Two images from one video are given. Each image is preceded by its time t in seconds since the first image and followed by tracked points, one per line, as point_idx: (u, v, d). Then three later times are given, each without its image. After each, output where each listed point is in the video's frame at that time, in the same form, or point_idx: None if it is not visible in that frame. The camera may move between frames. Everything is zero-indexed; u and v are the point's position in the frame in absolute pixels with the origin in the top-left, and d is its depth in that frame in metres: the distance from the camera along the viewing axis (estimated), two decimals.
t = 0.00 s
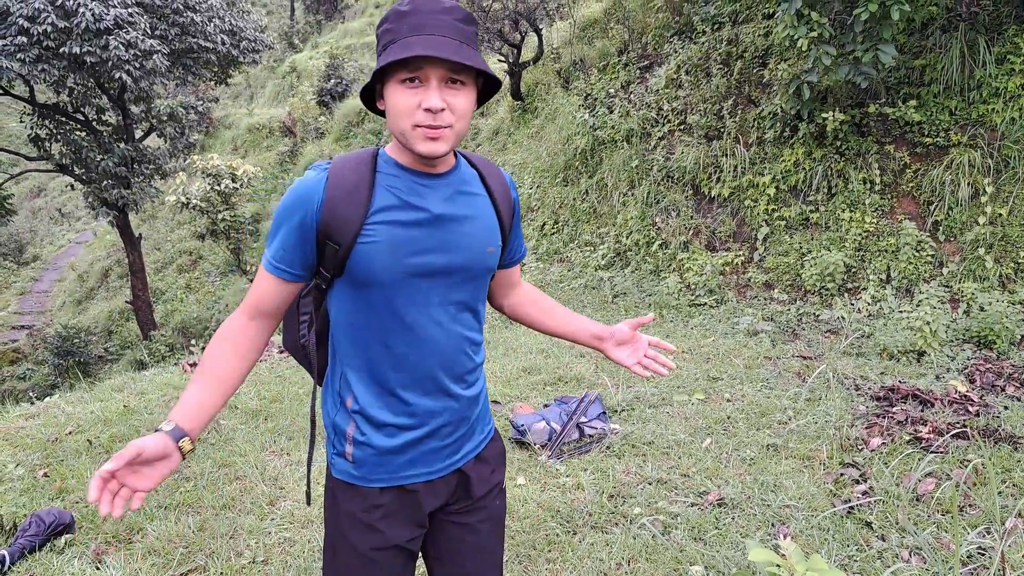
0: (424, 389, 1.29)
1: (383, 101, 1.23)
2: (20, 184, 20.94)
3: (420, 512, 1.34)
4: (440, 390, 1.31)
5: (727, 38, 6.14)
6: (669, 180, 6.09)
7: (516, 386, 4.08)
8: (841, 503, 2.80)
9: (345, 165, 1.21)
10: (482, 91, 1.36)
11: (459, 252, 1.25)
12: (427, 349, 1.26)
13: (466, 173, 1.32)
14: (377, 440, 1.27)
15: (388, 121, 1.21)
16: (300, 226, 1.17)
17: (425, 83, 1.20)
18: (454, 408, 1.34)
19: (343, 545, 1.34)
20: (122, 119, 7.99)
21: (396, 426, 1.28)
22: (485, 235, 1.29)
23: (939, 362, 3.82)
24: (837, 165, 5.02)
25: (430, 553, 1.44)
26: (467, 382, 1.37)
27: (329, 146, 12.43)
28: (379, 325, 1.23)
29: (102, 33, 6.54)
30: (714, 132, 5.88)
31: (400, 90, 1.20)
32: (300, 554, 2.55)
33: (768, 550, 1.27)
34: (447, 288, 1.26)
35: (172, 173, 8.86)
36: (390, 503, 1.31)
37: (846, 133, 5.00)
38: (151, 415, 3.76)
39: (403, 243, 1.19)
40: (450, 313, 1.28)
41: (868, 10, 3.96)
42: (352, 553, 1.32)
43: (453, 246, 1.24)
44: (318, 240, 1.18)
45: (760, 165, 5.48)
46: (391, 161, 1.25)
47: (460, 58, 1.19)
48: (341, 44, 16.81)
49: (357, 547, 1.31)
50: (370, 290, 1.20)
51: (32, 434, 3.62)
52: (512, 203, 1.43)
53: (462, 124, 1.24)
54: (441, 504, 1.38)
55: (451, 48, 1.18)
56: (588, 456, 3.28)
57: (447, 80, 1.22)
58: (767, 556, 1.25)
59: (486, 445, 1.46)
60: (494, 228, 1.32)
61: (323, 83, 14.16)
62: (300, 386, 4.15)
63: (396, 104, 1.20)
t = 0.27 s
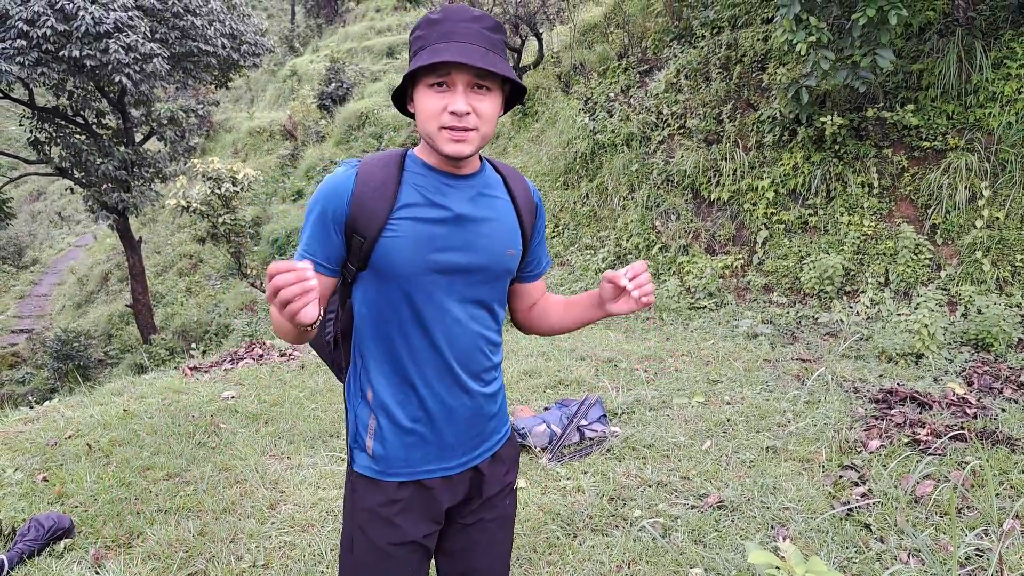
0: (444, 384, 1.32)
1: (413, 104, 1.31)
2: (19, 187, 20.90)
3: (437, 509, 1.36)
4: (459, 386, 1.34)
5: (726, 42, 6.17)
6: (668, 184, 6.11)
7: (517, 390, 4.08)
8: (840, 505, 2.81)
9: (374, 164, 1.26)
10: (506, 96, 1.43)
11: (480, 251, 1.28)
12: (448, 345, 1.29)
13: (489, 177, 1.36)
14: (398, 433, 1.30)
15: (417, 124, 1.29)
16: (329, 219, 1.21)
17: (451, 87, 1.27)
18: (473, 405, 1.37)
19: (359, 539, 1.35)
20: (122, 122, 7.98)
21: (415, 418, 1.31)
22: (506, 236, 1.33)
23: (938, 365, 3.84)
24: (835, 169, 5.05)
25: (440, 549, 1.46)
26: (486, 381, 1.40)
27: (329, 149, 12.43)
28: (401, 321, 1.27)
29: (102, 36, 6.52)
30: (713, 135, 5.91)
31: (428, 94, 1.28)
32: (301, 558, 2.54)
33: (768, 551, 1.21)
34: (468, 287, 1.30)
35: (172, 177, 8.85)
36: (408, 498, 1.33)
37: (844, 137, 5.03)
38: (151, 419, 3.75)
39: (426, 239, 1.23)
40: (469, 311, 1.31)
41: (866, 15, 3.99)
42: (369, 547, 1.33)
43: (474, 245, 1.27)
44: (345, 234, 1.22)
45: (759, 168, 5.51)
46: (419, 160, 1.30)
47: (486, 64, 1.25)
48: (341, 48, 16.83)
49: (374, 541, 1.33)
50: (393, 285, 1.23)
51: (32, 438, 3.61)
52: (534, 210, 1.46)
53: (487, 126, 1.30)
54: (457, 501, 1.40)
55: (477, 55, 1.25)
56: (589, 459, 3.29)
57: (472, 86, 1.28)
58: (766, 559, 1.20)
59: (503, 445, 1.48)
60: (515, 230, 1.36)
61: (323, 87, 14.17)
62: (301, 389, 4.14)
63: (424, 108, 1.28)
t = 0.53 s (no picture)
0: (451, 384, 1.33)
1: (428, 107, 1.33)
2: (14, 192, 20.83)
3: (442, 509, 1.37)
4: (465, 386, 1.35)
5: (720, 46, 6.19)
6: (664, 187, 6.13)
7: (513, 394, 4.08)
8: (835, 507, 2.82)
9: (389, 166, 1.29)
10: (519, 101, 1.44)
11: (489, 253, 1.28)
12: (455, 345, 1.30)
13: (501, 182, 1.37)
14: (405, 429, 1.31)
15: (430, 127, 1.32)
16: (344, 217, 1.24)
17: (463, 91, 1.29)
18: (479, 406, 1.37)
19: (365, 536, 1.36)
20: (117, 126, 7.96)
21: (422, 416, 1.33)
22: (515, 239, 1.33)
23: (931, 366, 3.86)
24: (829, 172, 5.07)
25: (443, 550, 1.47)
26: (493, 383, 1.40)
27: (324, 153, 12.43)
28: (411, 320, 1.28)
29: (97, 40, 6.51)
30: (708, 138, 5.93)
31: (440, 97, 1.30)
32: (297, 562, 2.54)
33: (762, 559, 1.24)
34: (478, 288, 1.30)
35: (167, 180, 8.83)
36: (413, 496, 1.34)
37: (838, 140, 5.06)
38: (147, 424, 3.74)
39: (436, 238, 1.24)
40: (478, 312, 1.31)
41: (859, 19, 4.01)
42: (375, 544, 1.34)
43: (484, 246, 1.28)
44: (359, 233, 1.25)
45: (754, 171, 5.53)
46: (433, 163, 1.32)
47: (497, 68, 1.27)
48: (337, 52, 16.85)
49: (379, 539, 1.33)
50: (402, 284, 1.25)
51: (25, 443, 3.59)
52: (546, 216, 1.47)
53: (498, 129, 1.32)
54: (461, 501, 1.41)
55: (488, 59, 1.27)
56: (585, 462, 3.29)
57: (484, 90, 1.30)
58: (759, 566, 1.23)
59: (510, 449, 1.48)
60: (525, 233, 1.36)
61: (318, 91, 14.18)
62: (297, 393, 4.14)
63: (436, 111, 1.30)
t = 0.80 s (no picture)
0: (451, 387, 1.35)
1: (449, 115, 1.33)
2: (13, 194, 20.84)
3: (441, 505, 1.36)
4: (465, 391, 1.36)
5: (719, 48, 6.20)
6: (662, 189, 6.13)
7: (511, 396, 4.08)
8: (833, 508, 2.82)
9: (405, 171, 1.32)
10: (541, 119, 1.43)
11: (495, 261, 1.29)
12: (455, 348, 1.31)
13: (512, 193, 1.38)
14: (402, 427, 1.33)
15: (449, 133, 1.32)
16: (355, 217, 1.27)
17: (485, 102, 1.29)
18: (478, 412, 1.38)
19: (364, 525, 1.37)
20: (116, 128, 7.97)
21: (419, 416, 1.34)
22: (520, 249, 1.33)
23: (929, 369, 3.86)
24: (828, 174, 5.07)
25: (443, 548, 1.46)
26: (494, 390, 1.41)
27: (323, 154, 12.43)
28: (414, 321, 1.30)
29: (96, 42, 6.52)
30: (706, 140, 5.94)
31: (462, 105, 1.30)
32: (294, 564, 2.54)
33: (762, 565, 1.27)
34: (480, 296, 1.31)
35: (166, 182, 8.83)
36: (413, 491, 1.33)
37: (836, 142, 5.06)
38: (145, 426, 3.74)
39: (441, 243, 1.25)
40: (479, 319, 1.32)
41: (858, 21, 4.02)
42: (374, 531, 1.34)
43: (489, 254, 1.29)
44: (369, 234, 1.27)
45: (753, 173, 5.53)
46: (447, 170, 1.34)
47: (521, 84, 1.27)
48: (336, 54, 16.86)
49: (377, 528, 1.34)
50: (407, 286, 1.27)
51: (23, 445, 3.59)
52: (558, 230, 1.46)
53: (514, 144, 1.31)
54: (461, 500, 1.40)
55: (513, 74, 1.27)
56: (583, 464, 3.29)
57: (506, 104, 1.30)
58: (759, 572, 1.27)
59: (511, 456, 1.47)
60: (531, 244, 1.36)
61: (317, 92, 14.18)
62: (294, 395, 4.14)
63: (456, 118, 1.30)
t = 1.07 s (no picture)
0: (450, 390, 1.35)
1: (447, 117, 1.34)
2: (12, 197, 20.83)
3: (441, 507, 1.36)
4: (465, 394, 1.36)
5: (719, 50, 6.20)
6: (662, 191, 6.13)
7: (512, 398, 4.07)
8: (834, 510, 2.82)
9: (404, 174, 1.32)
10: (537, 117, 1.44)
11: (493, 264, 1.29)
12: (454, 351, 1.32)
13: (512, 196, 1.37)
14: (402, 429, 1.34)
15: (448, 137, 1.32)
16: (354, 220, 1.27)
17: (482, 103, 1.30)
18: (478, 414, 1.37)
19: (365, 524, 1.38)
20: (116, 131, 7.97)
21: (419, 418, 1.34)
22: (520, 252, 1.32)
23: (930, 370, 3.86)
24: (828, 175, 5.07)
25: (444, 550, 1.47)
26: (495, 394, 1.40)
27: (322, 157, 12.43)
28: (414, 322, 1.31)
29: (96, 45, 6.52)
30: (706, 142, 5.94)
31: (460, 108, 1.30)
32: (295, 567, 2.53)
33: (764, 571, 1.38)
34: (479, 298, 1.31)
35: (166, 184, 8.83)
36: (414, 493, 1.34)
37: (836, 143, 5.06)
38: (145, 428, 3.74)
39: (439, 246, 1.25)
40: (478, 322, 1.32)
41: (858, 22, 4.02)
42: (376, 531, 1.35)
43: (488, 257, 1.28)
44: (369, 236, 1.28)
45: (753, 174, 5.53)
46: (446, 173, 1.34)
47: (517, 83, 1.28)
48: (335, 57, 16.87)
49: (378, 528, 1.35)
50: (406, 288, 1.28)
51: (23, 447, 3.59)
52: (558, 231, 1.44)
53: (513, 144, 1.32)
54: (461, 502, 1.40)
55: (508, 74, 1.28)
56: (584, 465, 3.29)
57: (504, 104, 1.31)
58: None
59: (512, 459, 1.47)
60: (530, 247, 1.35)
61: (317, 94, 14.18)
62: (294, 398, 4.13)
63: (455, 121, 1.30)
